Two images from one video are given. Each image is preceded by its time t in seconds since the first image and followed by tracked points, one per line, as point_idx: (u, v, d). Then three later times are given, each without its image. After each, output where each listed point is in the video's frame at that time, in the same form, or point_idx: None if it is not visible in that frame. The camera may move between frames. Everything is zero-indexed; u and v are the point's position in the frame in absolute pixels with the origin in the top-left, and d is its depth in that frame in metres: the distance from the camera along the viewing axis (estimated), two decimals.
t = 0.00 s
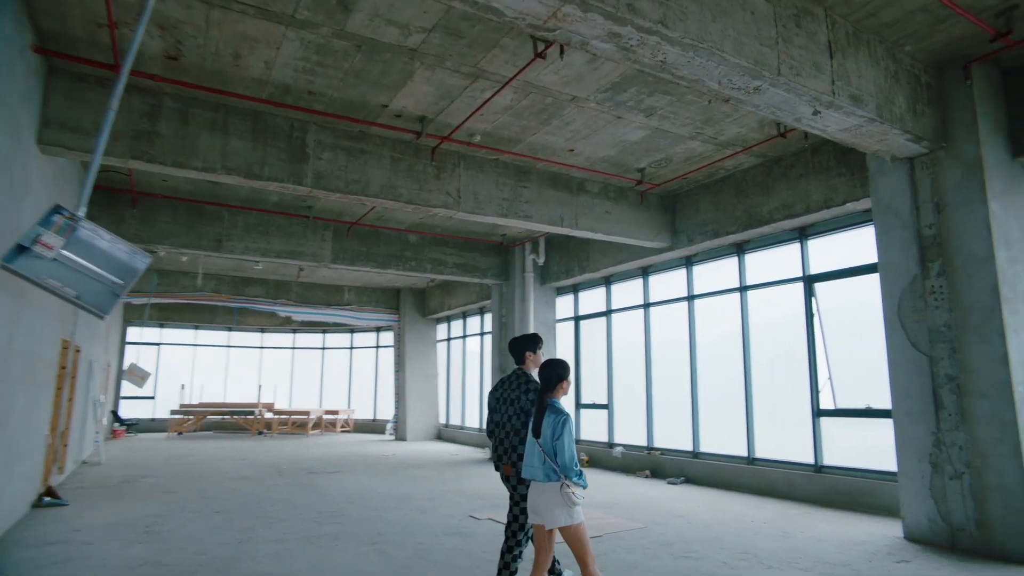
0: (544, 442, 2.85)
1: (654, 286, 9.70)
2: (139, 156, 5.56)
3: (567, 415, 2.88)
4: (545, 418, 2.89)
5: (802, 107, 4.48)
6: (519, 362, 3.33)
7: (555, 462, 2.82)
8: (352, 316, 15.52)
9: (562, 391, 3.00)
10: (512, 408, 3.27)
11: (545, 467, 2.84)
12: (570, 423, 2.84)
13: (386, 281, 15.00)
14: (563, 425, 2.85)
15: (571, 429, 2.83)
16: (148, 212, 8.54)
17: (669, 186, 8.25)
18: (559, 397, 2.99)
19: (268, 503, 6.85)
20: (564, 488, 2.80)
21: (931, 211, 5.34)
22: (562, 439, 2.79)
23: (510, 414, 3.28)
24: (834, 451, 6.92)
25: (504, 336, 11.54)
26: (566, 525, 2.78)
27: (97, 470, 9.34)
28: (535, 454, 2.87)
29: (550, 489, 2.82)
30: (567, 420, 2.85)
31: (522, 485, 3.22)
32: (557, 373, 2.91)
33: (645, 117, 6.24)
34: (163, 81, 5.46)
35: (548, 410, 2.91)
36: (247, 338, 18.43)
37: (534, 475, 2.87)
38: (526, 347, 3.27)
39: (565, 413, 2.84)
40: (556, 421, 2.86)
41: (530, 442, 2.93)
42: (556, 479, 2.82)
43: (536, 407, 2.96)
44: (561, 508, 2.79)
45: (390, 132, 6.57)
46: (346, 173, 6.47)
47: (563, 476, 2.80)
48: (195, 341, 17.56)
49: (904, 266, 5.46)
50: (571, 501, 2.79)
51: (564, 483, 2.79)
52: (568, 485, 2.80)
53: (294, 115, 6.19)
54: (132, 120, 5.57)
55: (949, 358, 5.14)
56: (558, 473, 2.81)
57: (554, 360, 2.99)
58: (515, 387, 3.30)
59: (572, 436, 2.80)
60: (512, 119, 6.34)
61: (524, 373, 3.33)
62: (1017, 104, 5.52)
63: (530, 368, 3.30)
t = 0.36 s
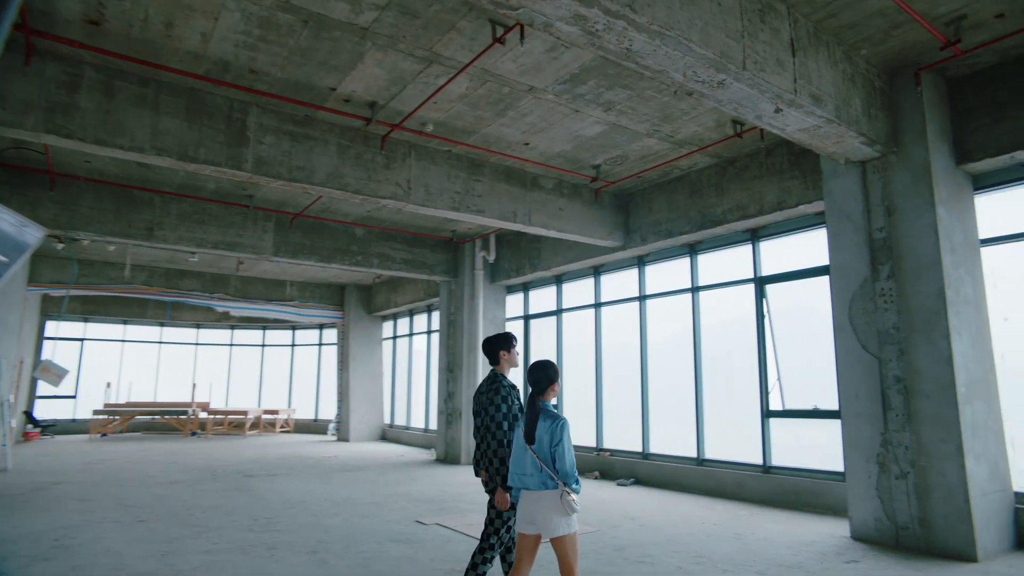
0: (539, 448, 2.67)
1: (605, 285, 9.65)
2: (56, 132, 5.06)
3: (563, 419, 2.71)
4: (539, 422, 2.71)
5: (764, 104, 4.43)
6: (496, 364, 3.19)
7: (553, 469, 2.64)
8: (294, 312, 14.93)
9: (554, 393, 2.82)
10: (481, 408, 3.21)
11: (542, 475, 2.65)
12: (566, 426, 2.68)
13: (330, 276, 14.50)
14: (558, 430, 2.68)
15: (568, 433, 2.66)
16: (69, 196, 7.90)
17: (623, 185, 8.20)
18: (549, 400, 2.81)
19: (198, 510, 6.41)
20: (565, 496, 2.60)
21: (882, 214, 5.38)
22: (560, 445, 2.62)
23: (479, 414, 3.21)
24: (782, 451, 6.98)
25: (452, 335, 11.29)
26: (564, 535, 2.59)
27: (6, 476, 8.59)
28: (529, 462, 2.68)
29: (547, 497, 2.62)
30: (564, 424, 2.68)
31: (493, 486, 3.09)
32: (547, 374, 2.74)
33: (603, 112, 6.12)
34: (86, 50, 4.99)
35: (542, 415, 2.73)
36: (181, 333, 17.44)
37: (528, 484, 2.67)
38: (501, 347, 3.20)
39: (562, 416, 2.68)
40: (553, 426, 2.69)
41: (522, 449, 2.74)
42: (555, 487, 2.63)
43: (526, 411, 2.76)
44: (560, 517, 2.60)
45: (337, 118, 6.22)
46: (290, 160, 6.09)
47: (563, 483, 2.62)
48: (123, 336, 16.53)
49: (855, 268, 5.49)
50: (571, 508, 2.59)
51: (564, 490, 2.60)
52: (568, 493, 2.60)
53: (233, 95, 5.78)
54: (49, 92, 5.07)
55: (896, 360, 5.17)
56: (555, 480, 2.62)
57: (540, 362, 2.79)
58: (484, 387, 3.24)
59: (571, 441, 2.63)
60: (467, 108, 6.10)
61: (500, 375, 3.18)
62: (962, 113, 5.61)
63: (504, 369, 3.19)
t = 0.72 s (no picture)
0: (548, 448, 2.64)
1: (573, 283, 9.52)
2: None
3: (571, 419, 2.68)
4: (548, 421, 2.68)
5: (744, 96, 4.30)
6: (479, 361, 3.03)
7: (562, 469, 2.61)
8: (252, 308, 14.42)
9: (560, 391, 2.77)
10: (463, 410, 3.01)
11: (549, 475, 2.62)
12: (575, 426, 2.66)
13: (290, 272, 14.03)
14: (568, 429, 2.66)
15: (578, 433, 2.65)
16: (6, 180, 7.36)
17: (594, 181, 8.06)
18: (556, 396, 2.76)
19: (143, 517, 6.02)
20: (572, 497, 2.58)
21: (856, 212, 5.32)
22: (572, 445, 2.60)
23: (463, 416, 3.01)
24: (750, 451, 6.93)
25: (417, 333, 11.00)
26: (572, 535, 2.57)
27: None
28: (537, 462, 2.65)
29: (554, 498, 2.60)
30: (573, 423, 2.65)
31: (487, 487, 2.85)
32: (554, 370, 2.69)
33: (577, 103, 5.95)
34: (20, 18, 4.58)
35: (549, 414, 2.70)
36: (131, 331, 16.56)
37: (534, 485, 2.65)
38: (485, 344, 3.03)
39: (572, 415, 2.66)
40: (562, 425, 2.66)
41: (528, 448, 2.70)
42: (563, 488, 2.60)
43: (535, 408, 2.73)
44: (567, 518, 2.58)
45: (298, 102, 5.91)
46: (247, 145, 5.75)
47: (571, 483, 2.59)
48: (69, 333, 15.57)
49: (829, 267, 5.42)
50: (577, 509, 2.58)
51: (572, 491, 2.58)
52: (575, 494, 2.59)
53: (185, 74, 5.41)
54: None
55: (869, 360, 5.12)
56: (563, 480, 2.60)
57: (546, 357, 2.74)
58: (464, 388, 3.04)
59: (583, 441, 2.62)
60: (436, 96, 5.86)
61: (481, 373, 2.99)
62: (933, 113, 5.60)
63: (490, 365, 3.02)
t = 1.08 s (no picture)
0: (546, 451, 2.47)
1: (548, 281, 9.37)
2: None
3: (574, 420, 2.51)
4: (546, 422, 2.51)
5: (731, 87, 4.18)
6: (470, 358, 2.85)
7: (559, 474, 2.44)
8: (214, 304, 13.92)
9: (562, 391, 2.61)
10: (451, 407, 2.83)
11: (546, 479, 2.45)
12: (575, 428, 2.48)
13: (254, 267, 13.57)
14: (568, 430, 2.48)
15: (578, 435, 2.47)
16: None
17: (571, 176, 7.91)
18: (559, 397, 2.59)
19: (92, 525, 5.64)
20: (568, 504, 2.41)
21: (839, 211, 5.25)
22: (570, 448, 2.43)
23: (451, 414, 2.82)
24: (726, 452, 6.86)
25: (386, 331, 10.71)
26: (566, 544, 2.41)
27: None
28: (533, 464, 2.48)
29: (551, 504, 2.43)
30: (575, 426, 2.48)
31: (480, 489, 2.68)
32: (558, 369, 2.53)
33: (557, 95, 5.78)
34: None
35: (550, 414, 2.52)
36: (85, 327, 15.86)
37: (529, 490, 2.47)
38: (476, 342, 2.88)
39: (572, 416, 2.49)
40: (562, 427, 2.48)
41: (526, 450, 2.55)
42: (559, 494, 2.43)
43: (533, 408, 2.55)
44: (562, 526, 2.42)
45: (265, 87, 5.61)
46: (209, 130, 5.43)
47: (569, 490, 2.42)
48: (17, 330, 14.84)
49: (811, 265, 5.35)
50: (574, 517, 2.41)
51: (569, 498, 2.41)
52: (573, 501, 2.41)
53: (142, 52, 5.08)
54: None
55: (851, 360, 5.05)
56: (561, 486, 2.42)
57: (551, 356, 2.59)
58: (454, 386, 2.87)
59: (582, 444, 2.44)
60: (410, 84, 5.62)
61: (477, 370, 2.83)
62: (914, 113, 5.57)
63: (480, 363, 2.86)
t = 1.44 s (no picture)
0: (547, 457, 2.39)
1: (514, 279, 9.19)
2: None
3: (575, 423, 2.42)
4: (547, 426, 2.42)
5: (715, 78, 4.07)
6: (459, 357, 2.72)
7: (561, 480, 2.35)
8: (163, 301, 13.32)
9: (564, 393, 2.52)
10: (447, 410, 2.67)
11: (548, 487, 2.37)
12: (577, 431, 2.38)
13: (206, 262, 13.00)
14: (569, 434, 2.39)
15: (580, 439, 2.37)
16: None
17: (540, 171, 7.74)
18: (560, 400, 2.50)
19: (22, 538, 5.19)
20: (572, 513, 2.32)
21: (814, 209, 5.21)
22: (570, 452, 2.34)
23: (449, 415, 2.66)
24: (696, 453, 6.79)
25: (346, 329, 10.35)
26: (570, 555, 2.32)
27: None
28: (535, 471, 2.41)
29: (554, 512, 2.35)
30: (576, 429, 2.39)
31: (480, 495, 2.54)
32: (558, 371, 2.42)
33: (530, 85, 5.59)
34: None
35: (551, 418, 2.43)
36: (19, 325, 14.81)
37: (531, 498, 2.40)
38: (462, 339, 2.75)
39: (572, 419, 2.39)
40: (563, 431, 2.40)
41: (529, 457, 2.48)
42: (562, 502, 2.35)
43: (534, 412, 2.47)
44: (566, 536, 2.33)
45: (221, 67, 5.26)
46: (159, 111, 5.06)
47: (572, 497, 2.33)
48: None
49: (786, 264, 5.29)
50: (578, 526, 2.32)
51: (572, 506, 2.32)
52: (577, 509, 2.33)
53: (85, 24, 4.68)
54: None
55: (826, 360, 5.01)
56: (564, 493, 2.34)
57: (550, 356, 2.48)
58: (444, 387, 2.72)
59: (583, 449, 2.34)
60: (378, 68, 5.35)
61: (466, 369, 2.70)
62: (887, 113, 5.56)
63: (466, 361, 2.74)
